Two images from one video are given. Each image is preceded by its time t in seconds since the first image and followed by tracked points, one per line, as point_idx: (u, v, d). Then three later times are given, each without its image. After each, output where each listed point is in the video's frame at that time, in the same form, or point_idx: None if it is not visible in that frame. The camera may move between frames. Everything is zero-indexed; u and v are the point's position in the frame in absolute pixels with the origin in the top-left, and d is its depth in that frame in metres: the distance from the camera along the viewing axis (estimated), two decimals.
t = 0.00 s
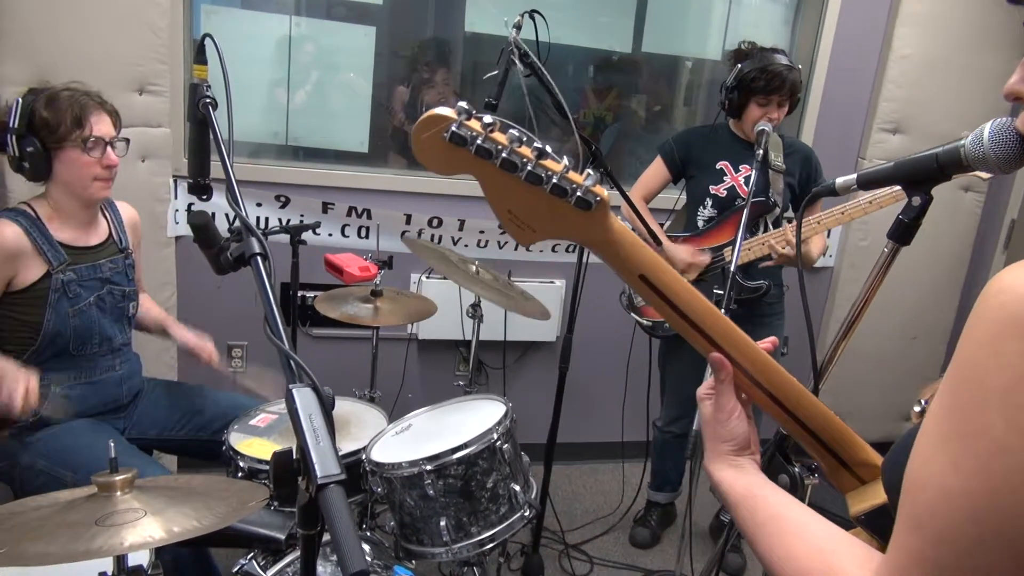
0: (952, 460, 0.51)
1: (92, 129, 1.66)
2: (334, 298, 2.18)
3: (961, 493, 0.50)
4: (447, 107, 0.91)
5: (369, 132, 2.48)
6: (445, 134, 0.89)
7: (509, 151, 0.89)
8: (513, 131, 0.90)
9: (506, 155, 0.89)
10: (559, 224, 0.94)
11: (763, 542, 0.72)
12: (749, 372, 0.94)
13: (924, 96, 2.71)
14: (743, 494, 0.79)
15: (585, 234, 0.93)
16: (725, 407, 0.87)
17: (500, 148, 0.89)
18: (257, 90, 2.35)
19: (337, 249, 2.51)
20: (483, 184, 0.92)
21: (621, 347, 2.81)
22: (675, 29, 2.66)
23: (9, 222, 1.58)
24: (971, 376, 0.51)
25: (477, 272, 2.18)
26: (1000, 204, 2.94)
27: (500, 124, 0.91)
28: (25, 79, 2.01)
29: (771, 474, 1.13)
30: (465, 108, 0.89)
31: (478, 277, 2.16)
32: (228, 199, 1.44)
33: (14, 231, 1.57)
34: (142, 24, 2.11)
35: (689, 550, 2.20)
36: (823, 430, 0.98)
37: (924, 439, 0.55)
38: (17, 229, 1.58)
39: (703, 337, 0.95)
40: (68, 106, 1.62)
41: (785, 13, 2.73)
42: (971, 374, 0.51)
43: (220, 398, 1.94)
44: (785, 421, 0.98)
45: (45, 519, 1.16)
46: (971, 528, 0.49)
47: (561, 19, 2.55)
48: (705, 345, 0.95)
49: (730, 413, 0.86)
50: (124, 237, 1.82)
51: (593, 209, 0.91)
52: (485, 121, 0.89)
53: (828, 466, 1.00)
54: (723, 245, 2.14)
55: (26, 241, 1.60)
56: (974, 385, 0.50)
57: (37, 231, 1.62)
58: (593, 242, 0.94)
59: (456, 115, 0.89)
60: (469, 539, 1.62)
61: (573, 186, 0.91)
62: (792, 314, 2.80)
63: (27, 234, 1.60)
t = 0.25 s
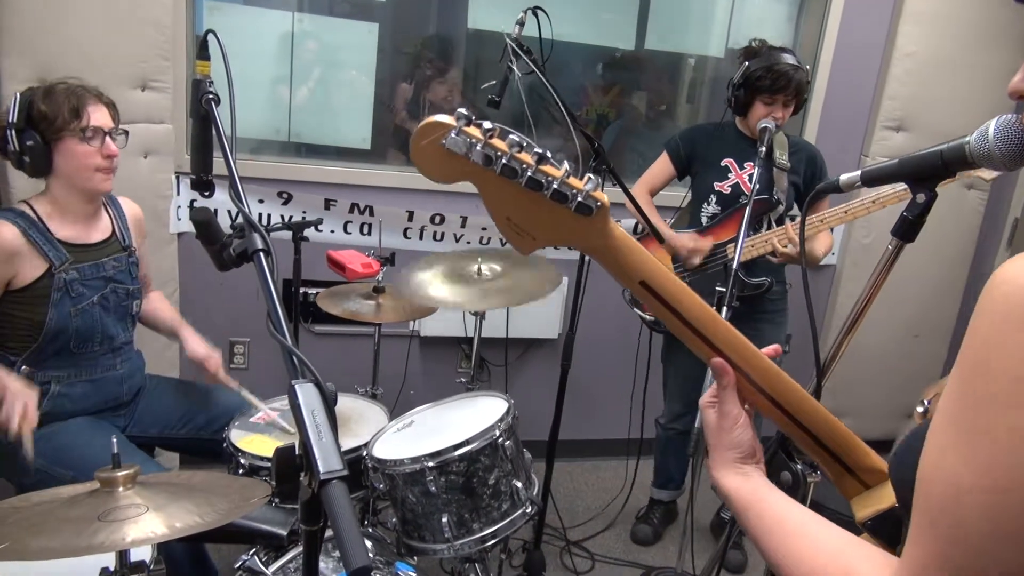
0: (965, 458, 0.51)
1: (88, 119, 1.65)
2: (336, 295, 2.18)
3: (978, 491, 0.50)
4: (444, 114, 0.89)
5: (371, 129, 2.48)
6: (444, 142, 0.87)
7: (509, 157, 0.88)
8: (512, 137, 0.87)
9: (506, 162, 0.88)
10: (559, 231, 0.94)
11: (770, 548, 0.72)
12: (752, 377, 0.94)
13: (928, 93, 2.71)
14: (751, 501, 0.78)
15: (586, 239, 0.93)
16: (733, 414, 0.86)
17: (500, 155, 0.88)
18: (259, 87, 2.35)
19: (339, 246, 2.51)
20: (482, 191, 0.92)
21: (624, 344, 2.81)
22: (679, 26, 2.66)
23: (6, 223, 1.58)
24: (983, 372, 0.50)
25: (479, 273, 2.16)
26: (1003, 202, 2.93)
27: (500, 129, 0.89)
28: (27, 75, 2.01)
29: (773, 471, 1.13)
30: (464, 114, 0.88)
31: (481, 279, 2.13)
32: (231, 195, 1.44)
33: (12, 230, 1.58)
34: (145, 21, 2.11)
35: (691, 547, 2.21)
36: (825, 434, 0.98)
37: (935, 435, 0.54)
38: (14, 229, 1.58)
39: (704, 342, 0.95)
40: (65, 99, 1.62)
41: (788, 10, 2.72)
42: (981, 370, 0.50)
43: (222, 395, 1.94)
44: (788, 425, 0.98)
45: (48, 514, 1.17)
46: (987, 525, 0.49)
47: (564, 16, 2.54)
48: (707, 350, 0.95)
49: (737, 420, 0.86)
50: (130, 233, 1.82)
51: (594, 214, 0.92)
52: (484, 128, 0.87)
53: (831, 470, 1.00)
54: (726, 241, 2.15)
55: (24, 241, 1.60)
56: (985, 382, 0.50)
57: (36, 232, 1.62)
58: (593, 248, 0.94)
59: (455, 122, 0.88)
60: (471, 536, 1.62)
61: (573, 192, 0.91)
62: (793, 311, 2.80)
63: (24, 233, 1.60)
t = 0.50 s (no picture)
0: (978, 459, 0.51)
1: (89, 117, 1.65)
2: (337, 292, 2.18)
3: (994, 491, 0.49)
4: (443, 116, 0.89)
5: (372, 126, 2.48)
6: (444, 144, 0.87)
7: (509, 159, 0.88)
8: (513, 140, 0.88)
9: (507, 164, 0.87)
10: (561, 233, 0.93)
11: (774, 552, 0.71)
12: (755, 377, 0.94)
13: (929, 92, 2.70)
14: (751, 501, 0.77)
15: (587, 240, 0.93)
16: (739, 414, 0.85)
17: (500, 156, 0.87)
18: (260, 84, 2.34)
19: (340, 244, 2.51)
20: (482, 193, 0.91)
21: (624, 342, 2.81)
22: (680, 24, 2.65)
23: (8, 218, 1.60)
24: (1002, 373, 0.50)
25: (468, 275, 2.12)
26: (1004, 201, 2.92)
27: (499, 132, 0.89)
28: (27, 72, 2.01)
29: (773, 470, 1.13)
30: (464, 116, 0.87)
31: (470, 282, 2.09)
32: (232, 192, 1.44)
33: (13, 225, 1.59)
34: (145, 17, 2.11)
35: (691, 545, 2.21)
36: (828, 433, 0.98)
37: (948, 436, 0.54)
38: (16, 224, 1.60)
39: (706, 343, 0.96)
40: (65, 96, 1.61)
41: (790, 8, 2.71)
42: (1001, 371, 0.50)
43: (223, 392, 1.94)
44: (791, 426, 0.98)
45: (49, 511, 1.17)
46: (1001, 526, 0.49)
47: (565, 14, 2.54)
48: (710, 351, 0.95)
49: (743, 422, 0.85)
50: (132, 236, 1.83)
51: (596, 216, 0.91)
52: (484, 130, 0.87)
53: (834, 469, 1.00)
54: (727, 238, 2.16)
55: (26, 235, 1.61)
56: (1004, 382, 0.50)
57: (39, 228, 1.62)
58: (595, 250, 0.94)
59: (454, 124, 0.87)
60: (471, 533, 1.62)
61: (574, 194, 0.91)
62: (794, 310, 2.80)
63: (26, 228, 1.61)
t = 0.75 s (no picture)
0: (991, 461, 0.51)
1: (90, 111, 1.65)
2: (338, 288, 2.18)
3: (1005, 492, 0.50)
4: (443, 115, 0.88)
5: (372, 122, 2.48)
6: (445, 144, 0.86)
7: (512, 158, 0.88)
8: (516, 138, 0.87)
9: (510, 164, 0.87)
10: (563, 234, 0.93)
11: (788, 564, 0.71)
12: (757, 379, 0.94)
13: (931, 87, 2.70)
14: (763, 509, 0.77)
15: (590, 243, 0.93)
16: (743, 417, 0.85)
17: (503, 156, 0.87)
18: (260, 80, 2.34)
19: (340, 240, 2.51)
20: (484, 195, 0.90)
21: (624, 338, 2.81)
22: (681, 20, 2.65)
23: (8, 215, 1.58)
24: (1004, 374, 0.51)
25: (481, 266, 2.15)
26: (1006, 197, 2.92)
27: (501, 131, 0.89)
28: (27, 67, 2.01)
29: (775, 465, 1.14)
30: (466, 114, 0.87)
31: (484, 274, 2.11)
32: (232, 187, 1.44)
33: (13, 222, 1.57)
34: (145, 13, 2.10)
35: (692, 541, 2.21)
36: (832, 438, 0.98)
37: (955, 441, 0.55)
38: (16, 221, 1.58)
39: (709, 347, 0.95)
40: (65, 91, 1.61)
41: (791, 3, 2.71)
42: (1002, 372, 0.51)
43: (223, 388, 1.94)
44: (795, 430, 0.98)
45: (51, 506, 1.17)
46: (1017, 527, 0.50)
47: (565, 9, 2.53)
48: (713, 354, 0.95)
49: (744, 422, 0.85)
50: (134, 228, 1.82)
51: (601, 217, 0.91)
52: (486, 128, 0.87)
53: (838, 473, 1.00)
54: (724, 233, 2.12)
55: (27, 233, 1.60)
56: (1006, 383, 0.51)
57: (38, 224, 1.61)
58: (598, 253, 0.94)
59: (456, 123, 0.86)
60: (472, 529, 1.62)
61: (578, 194, 0.90)
62: (794, 305, 2.80)
63: (27, 226, 1.60)
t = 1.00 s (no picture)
0: (1004, 464, 0.51)
1: (104, 112, 1.65)
2: (341, 288, 2.18)
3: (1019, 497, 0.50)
4: (450, 109, 0.88)
5: (375, 122, 2.48)
6: (451, 138, 0.86)
7: (518, 153, 0.88)
8: (523, 133, 0.88)
9: (516, 158, 0.87)
10: (569, 230, 0.93)
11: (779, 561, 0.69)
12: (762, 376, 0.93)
13: (935, 87, 2.69)
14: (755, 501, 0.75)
15: (596, 237, 0.93)
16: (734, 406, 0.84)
17: (509, 151, 0.87)
18: (264, 79, 2.34)
19: (344, 239, 2.51)
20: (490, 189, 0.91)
21: (627, 338, 2.81)
22: (685, 19, 2.64)
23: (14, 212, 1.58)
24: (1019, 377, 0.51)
25: (483, 264, 2.16)
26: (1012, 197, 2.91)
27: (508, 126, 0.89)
28: (32, 66, 2.02)
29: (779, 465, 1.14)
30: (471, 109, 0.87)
31: (485, 270, 2.14)
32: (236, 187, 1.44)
33: (18, 219, 1.58)
34: (150, 12, 2.11)
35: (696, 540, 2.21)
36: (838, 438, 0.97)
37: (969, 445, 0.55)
38: (21, 219, 1.59)
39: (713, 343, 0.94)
40: (78, 93, 1.62)
41: (795, 2, 2.70)
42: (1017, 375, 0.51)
43: (227, 388, 1.94)
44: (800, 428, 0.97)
45: (55, 504, 1.17)
46: None
47: (569, 9, 2.53)
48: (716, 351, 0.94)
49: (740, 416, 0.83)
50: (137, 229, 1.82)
51: (606, 212, 0.91)
52: (493, 123, 0.87)
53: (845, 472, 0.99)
54: (731, 231, 2.16)
55: (32, 230, 1.60)
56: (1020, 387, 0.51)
57: (42, 221, 1.62)
58: (604, 248, 0.94)
59: (461, 118, 0.86)
60: (475, 528, 1.62)
61: (584, 189, 0.90)
62: (798, 305, 2.80)
63: (32, 224, 1.60)
